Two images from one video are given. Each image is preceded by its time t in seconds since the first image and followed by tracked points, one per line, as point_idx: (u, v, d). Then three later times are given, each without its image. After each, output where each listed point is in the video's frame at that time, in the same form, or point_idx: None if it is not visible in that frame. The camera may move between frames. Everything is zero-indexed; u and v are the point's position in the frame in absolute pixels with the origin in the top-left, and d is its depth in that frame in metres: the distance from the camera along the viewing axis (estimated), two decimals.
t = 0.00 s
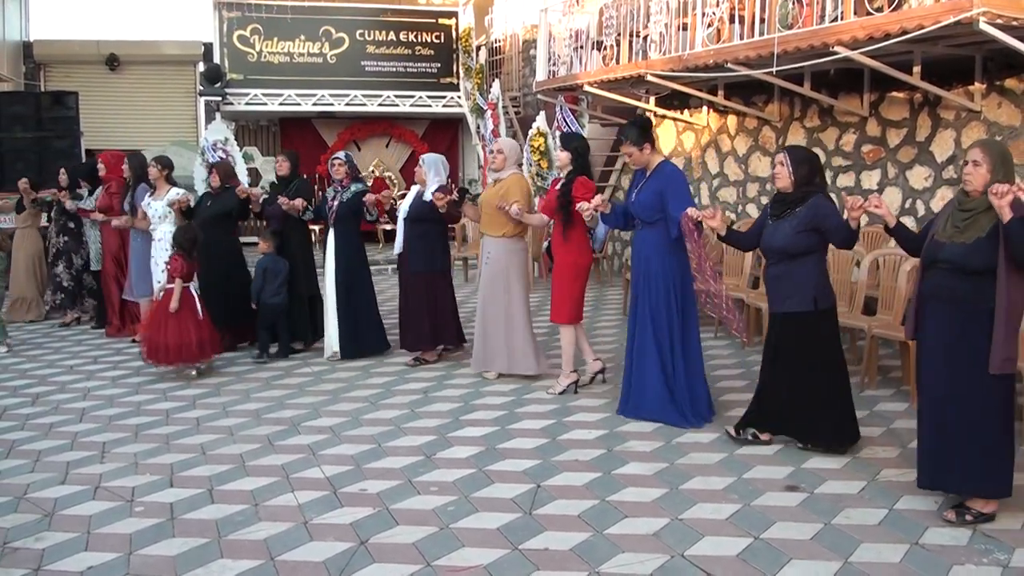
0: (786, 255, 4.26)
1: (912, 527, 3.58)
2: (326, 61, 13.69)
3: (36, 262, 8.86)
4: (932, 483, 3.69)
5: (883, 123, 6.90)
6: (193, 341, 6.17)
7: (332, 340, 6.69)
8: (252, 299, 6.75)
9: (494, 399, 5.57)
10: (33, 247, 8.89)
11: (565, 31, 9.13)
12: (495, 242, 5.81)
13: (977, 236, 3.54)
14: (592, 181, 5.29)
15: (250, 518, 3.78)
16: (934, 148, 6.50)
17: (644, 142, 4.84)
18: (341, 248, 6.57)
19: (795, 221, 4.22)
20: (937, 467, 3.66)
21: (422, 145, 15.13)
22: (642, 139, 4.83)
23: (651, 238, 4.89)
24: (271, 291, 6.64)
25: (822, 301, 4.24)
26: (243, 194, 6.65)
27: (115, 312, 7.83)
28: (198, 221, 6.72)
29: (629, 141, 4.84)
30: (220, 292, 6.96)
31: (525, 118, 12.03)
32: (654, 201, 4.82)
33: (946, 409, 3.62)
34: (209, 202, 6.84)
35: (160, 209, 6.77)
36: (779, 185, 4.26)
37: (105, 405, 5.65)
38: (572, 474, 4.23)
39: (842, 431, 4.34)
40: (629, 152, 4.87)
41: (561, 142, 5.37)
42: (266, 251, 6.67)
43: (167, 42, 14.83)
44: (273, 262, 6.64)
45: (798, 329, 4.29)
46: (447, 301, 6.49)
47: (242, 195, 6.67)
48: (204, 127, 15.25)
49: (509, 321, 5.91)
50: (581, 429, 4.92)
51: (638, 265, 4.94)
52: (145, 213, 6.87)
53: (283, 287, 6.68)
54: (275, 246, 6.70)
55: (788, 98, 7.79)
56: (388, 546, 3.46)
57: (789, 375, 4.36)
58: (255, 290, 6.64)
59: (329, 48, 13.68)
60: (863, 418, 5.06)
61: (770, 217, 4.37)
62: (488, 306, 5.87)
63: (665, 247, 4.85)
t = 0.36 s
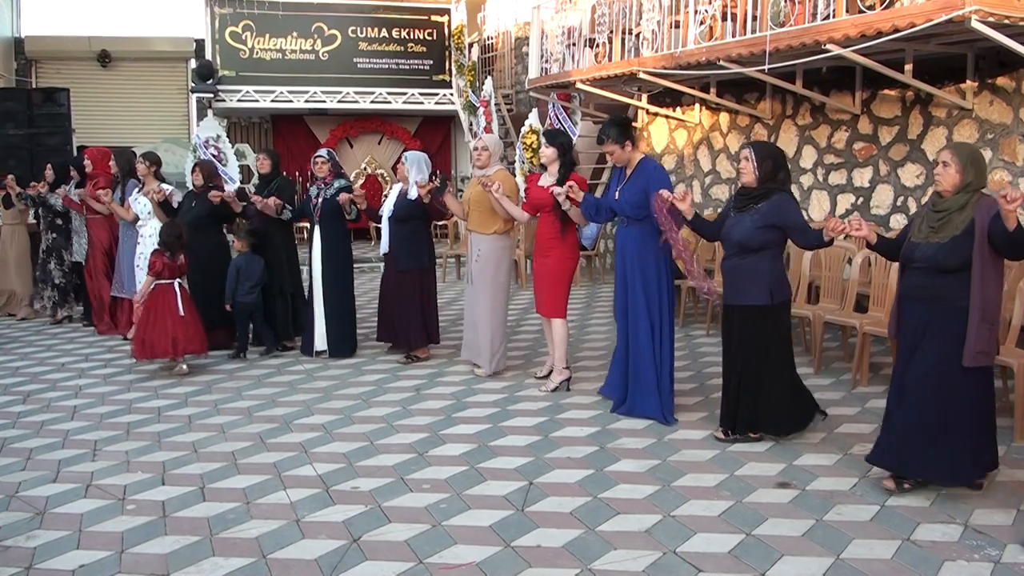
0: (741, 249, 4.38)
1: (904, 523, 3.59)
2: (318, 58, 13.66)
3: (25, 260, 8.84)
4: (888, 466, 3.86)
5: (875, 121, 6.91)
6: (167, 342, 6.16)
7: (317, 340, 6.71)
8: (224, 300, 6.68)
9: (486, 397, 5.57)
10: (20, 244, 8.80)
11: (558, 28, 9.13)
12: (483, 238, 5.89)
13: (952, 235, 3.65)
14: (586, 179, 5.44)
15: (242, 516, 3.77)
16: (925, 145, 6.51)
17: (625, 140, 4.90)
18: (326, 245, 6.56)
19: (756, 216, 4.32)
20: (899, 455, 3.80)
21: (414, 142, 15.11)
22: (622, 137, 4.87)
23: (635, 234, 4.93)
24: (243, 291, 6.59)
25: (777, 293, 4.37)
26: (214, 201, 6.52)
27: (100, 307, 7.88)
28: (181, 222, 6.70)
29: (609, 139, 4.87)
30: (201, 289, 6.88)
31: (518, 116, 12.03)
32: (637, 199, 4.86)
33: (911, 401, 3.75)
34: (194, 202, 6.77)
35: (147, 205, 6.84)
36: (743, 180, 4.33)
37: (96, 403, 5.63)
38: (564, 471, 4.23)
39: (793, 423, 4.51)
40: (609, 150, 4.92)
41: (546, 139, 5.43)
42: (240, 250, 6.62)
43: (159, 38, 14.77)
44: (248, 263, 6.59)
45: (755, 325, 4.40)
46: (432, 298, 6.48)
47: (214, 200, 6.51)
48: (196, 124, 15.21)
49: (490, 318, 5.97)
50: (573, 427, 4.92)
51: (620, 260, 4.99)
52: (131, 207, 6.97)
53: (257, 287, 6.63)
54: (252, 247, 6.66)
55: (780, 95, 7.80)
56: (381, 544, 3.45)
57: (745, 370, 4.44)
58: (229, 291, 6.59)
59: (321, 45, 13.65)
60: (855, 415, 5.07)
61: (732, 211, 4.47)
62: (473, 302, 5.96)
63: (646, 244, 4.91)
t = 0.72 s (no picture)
0: (717, 247, 4.41)
1: (895, 518, 3.61)
2: (308, 56, 13.62)
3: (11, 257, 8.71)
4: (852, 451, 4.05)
5: (865, 117, 6.92)
6: (148, 341, 6.15)
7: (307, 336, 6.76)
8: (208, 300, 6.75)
9: (479, 394, 5.57)
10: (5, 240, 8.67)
11: (548, 25, 9.12)
12: (467, 235, 5.91)
13: (903, 230, 3.76)
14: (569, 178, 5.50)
15: (234, 515, 3.76)
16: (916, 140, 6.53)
17: (600, 138, 4.98)
18: (309, 241, 6.59)
19: (729, 213, 4.36)
20: (863, 443, 3.93)
21: (405, 140, 15.09)
22: (596, 135, 4.96)
23: (613, 230, 4.99)
24: (227, 290, 6.65)
25: (757, 288, 4.42)
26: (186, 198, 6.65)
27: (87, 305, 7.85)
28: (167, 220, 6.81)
29: (585, 137, 4.96)
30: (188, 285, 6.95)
31: (509, 113, 12.03)
32: (613, 196, 4.95)
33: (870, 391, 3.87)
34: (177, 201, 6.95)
35: (131, 204, 6.93)
36: (716, 176, 4.36)
37: (88, 403, 5.61)
38: (557, 468, 4.23)
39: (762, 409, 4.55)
40: (586, 148, 5.00)
41: (530, 137, 5.38)
42: (221, 249, 6.68)
43: (149, 37, 14.71)
44: (230, 262, 6.65)
45: (734, 320, 4.42)
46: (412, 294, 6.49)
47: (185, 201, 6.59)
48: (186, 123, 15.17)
49: (475, 316, 6.00)
50: (565, 424, 4.92)
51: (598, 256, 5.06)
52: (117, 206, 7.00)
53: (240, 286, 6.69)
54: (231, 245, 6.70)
55: (770, 92, 7.81)
56: (373, 543, 3.45)
57: (722, 364, 4.46)
58: (213, 290, 6.65)
59: (311, 43, 13.60)
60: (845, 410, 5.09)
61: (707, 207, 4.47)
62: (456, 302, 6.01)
63: (624, 240, 4.97)
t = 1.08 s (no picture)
0: (705, 242, 4.45)
1: (891, 515, 3.62)
2: (304, 54, 13.60)
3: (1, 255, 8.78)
4: (846, 456, 4.02)
5: (860, 115, 6.92)
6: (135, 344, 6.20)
7: (290, 333, 6.76)
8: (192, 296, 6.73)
9: (475, 392, 5.57)
10: None
11: (544, 23, 9.12)
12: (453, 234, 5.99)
13: (863, 226, 3.86)
14: (551, 175, 5.55)
15: (229, 513, 3.76)
16: (911, 138, 6.55)
17: (580, 135, 5.21)
18: (293, 241, 6.62)
19: (717, 210, 4.41)
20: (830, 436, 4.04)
21: (401, 138, 15.08)
22: (578, 133, 5.20)
23: (596, 226, 5.23)
24: (213, 288, 6.62)
25: (742, 283, 4.46)
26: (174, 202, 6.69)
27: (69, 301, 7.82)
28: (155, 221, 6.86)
29: (567, 134, 5.20)
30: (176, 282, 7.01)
31: (504, 111, 12.03)
32: (593, 192, 5.15)
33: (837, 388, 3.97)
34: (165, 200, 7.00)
35: (122, 202, 7.02)
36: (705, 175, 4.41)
37: (83, 401, 5.60)
38: (552, 466, 4.23)
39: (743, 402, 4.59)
40: (569, 145, 5.24)
41: (516, 137, 5.56)
42: (206, 247, 6.66)
43: (145, 34, 14.67)
44: (215, 259, 6.62)
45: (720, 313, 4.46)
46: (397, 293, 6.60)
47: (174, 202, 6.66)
48: (181, 121, 15.13)
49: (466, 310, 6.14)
50: (561, 422, 4.92)
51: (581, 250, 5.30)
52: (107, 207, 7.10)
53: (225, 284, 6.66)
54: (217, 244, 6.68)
55: (766, 90, 7.81)
56: (369, 540, 3.45)
57: (705, 356, 4.51)
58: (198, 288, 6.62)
59: (306, 41, 13.58)
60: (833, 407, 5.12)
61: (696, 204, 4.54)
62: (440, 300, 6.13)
63: (604, 235, 5.20)
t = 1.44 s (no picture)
0: (706, 239, 4.54)
1: (897, 514, 3.61)
2: (309, 53, 13.61)
3: None
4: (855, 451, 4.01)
5: (866, 113, 6.91)
6: (151, 334, 6.27)
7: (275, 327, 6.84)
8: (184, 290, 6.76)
9: (480, 391, 5.56)
10: None
11: (549, 21, 9.11)
12: (445, 232, 6.11)
13: (859, 219, 3.88)
14: (537, 175, 5.63)
15: (236, 511, 3.76)
16: (917, 137, 6.53)
17: (570, 136, 5.33)
18: (286, 240, 6.71)
19: (717, 208, 4.51)
20: (829, 430, 4.05)
21: (406, 137, 15.08)
22: (569, 133, 5.32)
23: (580, 226, 5.33)
24: (205, 283, 6.65)
25: (741, 278, 4.52)
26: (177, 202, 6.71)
27: (59, 301, 7.86)
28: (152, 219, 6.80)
29: (557, 135, 5.32)
30: (169, 279, 6.96)
31: (509, 110, 12.03)
32: (579, 193, 5.27)
33: (836, 381, 4.00)
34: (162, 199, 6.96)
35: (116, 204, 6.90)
36: (704, 173, 4.51)
37: (89, 399, 5.61)
38: (558, 464, 4.23)
39: (743, 398, 4.69)
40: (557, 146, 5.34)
41: (509, 139, 5.62)
42: (204, 244, 6.68)
43: (150, 33, 14.70)
44: (211, 255, 6.65)
45: (719, 308, 4.54)
46: (395, 290, 6.66)
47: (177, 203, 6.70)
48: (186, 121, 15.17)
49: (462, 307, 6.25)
50: (567, 420, 4.92)
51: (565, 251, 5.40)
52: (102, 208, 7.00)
53: (219, 280, 6.69)
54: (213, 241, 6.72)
55: (771, 88, 7.81)
56: (375, 539, 3.45)
57: (704, 350, 4.59)
58: (191, 281, 6.66)
59: (311, 40, 13.60)
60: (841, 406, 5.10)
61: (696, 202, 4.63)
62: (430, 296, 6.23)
63: (590, 236, 5.31)
